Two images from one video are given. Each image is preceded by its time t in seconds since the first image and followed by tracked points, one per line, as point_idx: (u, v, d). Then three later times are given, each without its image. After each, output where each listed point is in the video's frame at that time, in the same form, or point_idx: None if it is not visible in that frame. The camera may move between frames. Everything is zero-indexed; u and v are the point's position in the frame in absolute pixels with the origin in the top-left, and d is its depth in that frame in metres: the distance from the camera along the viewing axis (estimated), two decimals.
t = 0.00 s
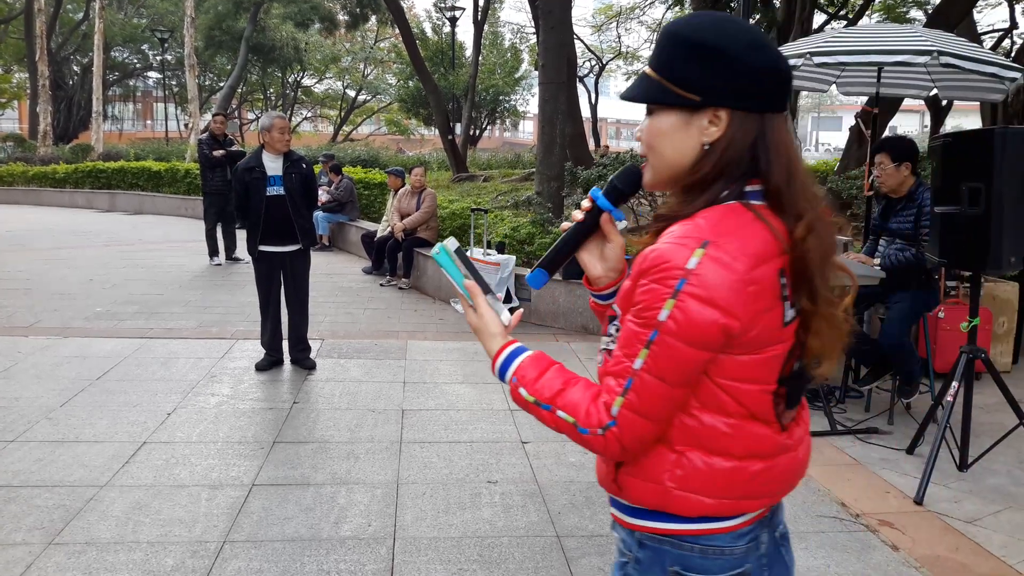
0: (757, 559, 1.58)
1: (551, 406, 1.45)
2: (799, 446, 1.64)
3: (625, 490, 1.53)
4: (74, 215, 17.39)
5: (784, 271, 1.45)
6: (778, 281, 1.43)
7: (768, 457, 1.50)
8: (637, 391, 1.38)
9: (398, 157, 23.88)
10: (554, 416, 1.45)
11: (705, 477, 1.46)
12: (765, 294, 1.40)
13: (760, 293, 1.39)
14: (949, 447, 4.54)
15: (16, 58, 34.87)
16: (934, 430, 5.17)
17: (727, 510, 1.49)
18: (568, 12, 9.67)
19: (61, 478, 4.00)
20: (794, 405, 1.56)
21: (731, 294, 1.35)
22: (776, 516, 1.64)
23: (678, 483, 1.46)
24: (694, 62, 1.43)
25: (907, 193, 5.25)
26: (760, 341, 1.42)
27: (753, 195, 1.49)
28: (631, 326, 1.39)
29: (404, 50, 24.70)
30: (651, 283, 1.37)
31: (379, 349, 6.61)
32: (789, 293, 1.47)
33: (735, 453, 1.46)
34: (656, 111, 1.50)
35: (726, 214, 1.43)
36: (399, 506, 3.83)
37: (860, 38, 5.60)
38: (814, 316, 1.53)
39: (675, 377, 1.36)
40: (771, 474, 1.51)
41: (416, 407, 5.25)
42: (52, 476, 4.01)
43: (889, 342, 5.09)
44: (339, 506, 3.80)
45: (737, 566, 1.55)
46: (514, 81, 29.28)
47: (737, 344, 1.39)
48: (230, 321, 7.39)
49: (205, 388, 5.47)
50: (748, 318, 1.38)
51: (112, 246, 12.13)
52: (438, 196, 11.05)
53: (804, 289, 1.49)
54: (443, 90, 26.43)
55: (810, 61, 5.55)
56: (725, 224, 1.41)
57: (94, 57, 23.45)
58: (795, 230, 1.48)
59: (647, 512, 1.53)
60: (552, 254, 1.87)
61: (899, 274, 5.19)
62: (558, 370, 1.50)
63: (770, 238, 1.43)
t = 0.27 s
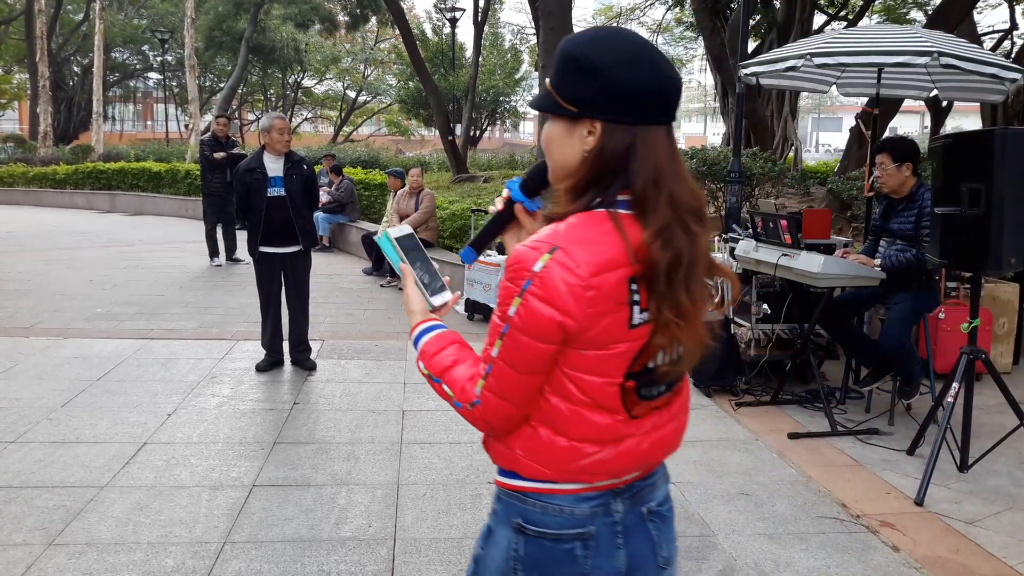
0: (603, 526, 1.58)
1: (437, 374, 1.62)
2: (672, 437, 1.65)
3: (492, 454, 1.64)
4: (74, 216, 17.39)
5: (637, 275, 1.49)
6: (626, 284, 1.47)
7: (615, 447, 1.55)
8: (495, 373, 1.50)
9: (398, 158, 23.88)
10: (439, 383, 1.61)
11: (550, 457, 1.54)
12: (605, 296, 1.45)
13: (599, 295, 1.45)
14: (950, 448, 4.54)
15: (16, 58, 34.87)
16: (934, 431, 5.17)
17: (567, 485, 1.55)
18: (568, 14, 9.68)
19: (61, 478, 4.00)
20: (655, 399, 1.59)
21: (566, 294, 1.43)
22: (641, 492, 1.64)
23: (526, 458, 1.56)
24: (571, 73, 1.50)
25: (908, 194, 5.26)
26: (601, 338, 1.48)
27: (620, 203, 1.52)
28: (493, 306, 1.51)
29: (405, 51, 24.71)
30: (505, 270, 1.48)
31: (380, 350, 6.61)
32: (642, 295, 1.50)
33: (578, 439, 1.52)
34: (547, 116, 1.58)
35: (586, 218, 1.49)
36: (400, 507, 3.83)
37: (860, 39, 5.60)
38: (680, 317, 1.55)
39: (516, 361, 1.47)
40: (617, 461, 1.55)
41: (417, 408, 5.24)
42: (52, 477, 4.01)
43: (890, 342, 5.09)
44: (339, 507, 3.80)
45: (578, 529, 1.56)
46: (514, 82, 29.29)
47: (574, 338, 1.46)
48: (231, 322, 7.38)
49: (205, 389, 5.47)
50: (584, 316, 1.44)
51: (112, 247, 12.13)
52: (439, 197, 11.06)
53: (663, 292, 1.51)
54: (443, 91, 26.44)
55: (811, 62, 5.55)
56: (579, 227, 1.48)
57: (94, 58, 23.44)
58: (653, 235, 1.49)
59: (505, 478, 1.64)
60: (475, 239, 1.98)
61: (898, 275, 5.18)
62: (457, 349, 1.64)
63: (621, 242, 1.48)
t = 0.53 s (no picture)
0: (518, 491, 1.59)
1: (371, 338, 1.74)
2: (586, 414, 1.65)
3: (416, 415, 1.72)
4: (76, 215, 17.40)
5: (531, 250, 1.51)
6: (518, 256, 1.51)
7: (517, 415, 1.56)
8: (402, 335, 1.60)
9: (400, 158, 23.88)
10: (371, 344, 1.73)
11: (456, 420, 1.59)
12: (495, 265, 1.50)
13: (489, 263, 1.49)
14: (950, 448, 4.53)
15: (17, 58, 34.89)
16: (935, 430, 5.17)
17: (480, 448, 1.58)
18: (569, 13, 9.68)
19: (62, 478, 4.00)
20: (562, 373, 1.59)
21: (454, 259, 1.49)
22: (564, 466, 1.64)
23: (439, 421, 1.62)
24: (480, 65, 1.58)
25: (909, 193, 5.25)
26: (494, 306, 1.51)
27: (519, 183, 1.55)
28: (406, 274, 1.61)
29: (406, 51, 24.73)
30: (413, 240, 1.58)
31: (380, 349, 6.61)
32: (536, 268, 1.52)
33: (478, 403, 1.57)
34: (469, 107, 1.67)
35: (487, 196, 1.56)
36: (400, 506, 3.83)
37: (861, 38, 5.60)
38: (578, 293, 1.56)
39: (416, 323, 1.55)
40: (519, 429, 1.56)
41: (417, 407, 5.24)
42: (52, 476, 4.01)
43: (891, 343, 5.08)
44: (339, 506, 3.80)
45: (491, 491, 1.58)
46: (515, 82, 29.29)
47: (468, 304, 1.52)
48: (231, 321, 7.39)
49: (205, 388, 5.47)
50: (472, 284, 1.50)
51: (113, 246, 12.13)
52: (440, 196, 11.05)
53: (558, 267, 1.52)
54: (444, 90, 26.44)
55: (811, 61, 5.54)
56: (478, 202, 1.53)
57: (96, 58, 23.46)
58: (545, 213, 1.52)
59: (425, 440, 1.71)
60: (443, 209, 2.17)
61: (899, 275, 5.18)
62: (392, 315, 1.77)
63: (513, 217, 1.51)
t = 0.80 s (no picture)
0: (486, 467, 1.69)
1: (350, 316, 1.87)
2: (541, 398, 1.73)
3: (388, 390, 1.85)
4: (77, 214, 17.40)
5: (480, 241, 1.62)
6: (469, 246, 1.62)
7: (471, 393, 1.66)
8: (370, 316, 1.72)
9: (401, 157, 23.88)
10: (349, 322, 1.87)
11: (419, 398, 1.70)
12: (447, 254, 1.61)
13: (441, 251, 1.60)
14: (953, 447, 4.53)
15: (19, 57, 34.89)
16: (937, 429, 5.17)
17: (442, 424, 1.68)
18: (571, 12, 9.67)
19: (64, 476, 4.01)
20: (514, 356, 1.69)
21: (410, 247, 1.61)
22: (527, 443, 1.74)
23: (406, 399, 1.74)
24: (447, 68, 1.69)
25: (911, 192, 5.24)
26: (447, 293, 1.63)
27: (473, 180, 1.66)
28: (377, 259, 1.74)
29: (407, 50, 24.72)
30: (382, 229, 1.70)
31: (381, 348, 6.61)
32: (485, 258, 1.62)
33: (435, 381, 1.68)
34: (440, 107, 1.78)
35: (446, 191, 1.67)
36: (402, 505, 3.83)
37: (863, 37, 5.59)
38: (526, 284, 1.65)
39: (381, 304, 1.68)
40: (474, 406, 1.66)
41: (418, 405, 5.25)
42: (55, 475, 4.01)
43: (893, 342, 5.08)
44: (341, 505, 3.80)
45: (462, 465, 1.68)
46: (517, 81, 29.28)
47: (424, 290, 1.63)
48: (233, 320, 7.39)
49: (207, 387, 5.47)
50: (426, 271, 1.61)
51: (115, 245, 12.13)
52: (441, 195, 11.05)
53: (505, 257, 1.62)
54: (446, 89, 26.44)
55: (813, 60, 5.54)
56: (436, 196, 1.65)
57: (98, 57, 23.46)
58: (493, 206, 1.62)
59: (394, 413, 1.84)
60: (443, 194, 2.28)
61: (902, 274, 5.17)
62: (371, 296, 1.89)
63: (465, 210, 1.62)
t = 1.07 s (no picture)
0: (473, 438, 1.81)
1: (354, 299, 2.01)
2: (520, 383, 1.86)
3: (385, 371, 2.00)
4: (80, 213, 17.42)
5: (461, 245, 1.74)
6: (451, 250, 1.74)
7: (454, 379, 1.79)
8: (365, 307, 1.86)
9: (403, 156, 23.87)
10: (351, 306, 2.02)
11: (407, 384, 1.84)
12: (430, 257, 1.74)
13: (425, 254, 1.73)
14: (954, 446, 4.53)
15: (22, 56, 34.94)
16: (939, 429, 5.17)
17: (428, 406, 1.81)
18: (572, 11, 9.66)
19: (66, 475, 4.01)
20: (493, 348, 1.82)
21: (398, 249, 1.75)
22: (510, 417, 1.86)
23: (398, 383, 1.89)
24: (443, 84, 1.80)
25: (913, 190, 5.24)
26: (431, 291, 1.76)
27: (459, 190, 1.78)
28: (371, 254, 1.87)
29: (409, 49, 24.72)
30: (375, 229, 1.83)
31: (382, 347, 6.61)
32: (466, 260, 1.74)
33: (424, 368, 1.82)
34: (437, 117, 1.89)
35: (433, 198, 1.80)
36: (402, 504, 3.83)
37: (865, 36, 5.58)
38: (503, 284, 1.77)
39: (374, 298, 1.82)
40: (455, 391, 1.79)
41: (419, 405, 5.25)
42: (57, 474, 4.02)
43: (894, 342, 5.07)
44: (342, 504, 3.80)
45: (450, 436, 1.81)
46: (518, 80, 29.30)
47: (411, 287, 1.77)
48: (235, 319, 7.39)
49: (209, 386, 5.48)
50: (411, 271, 1.75)
51: (116, 245, 12.14)
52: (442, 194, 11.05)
53: (484, 259, 1.74)
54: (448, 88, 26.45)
55: (815, 60, 5.53)
56: (425, 204, 1.77)
57: (100, 56, 23.45)
58: (473, 214, 1.74)
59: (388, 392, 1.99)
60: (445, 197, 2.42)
61: (904, 274, 5.15)
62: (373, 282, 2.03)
63: (449, 217, 1.74)
